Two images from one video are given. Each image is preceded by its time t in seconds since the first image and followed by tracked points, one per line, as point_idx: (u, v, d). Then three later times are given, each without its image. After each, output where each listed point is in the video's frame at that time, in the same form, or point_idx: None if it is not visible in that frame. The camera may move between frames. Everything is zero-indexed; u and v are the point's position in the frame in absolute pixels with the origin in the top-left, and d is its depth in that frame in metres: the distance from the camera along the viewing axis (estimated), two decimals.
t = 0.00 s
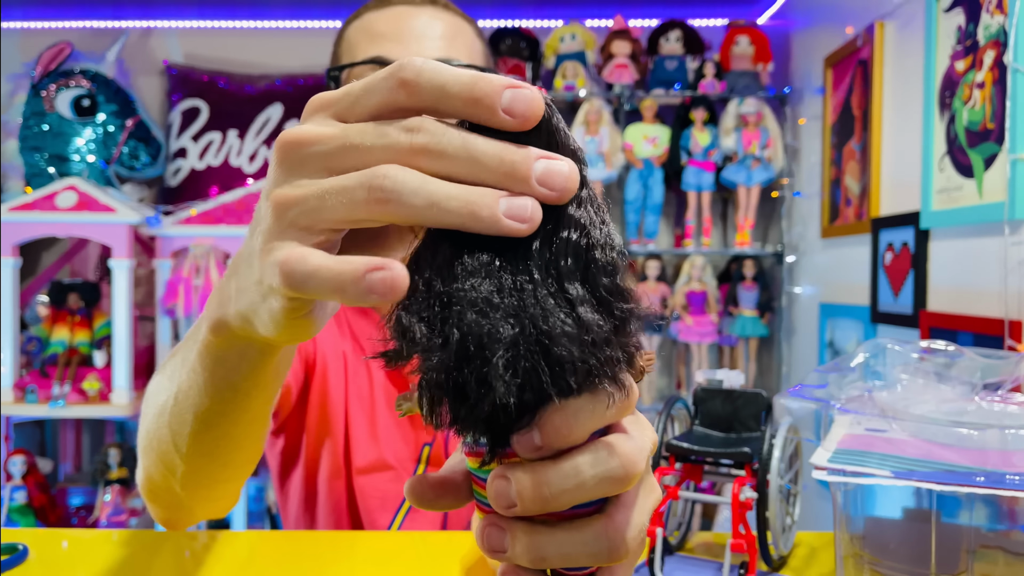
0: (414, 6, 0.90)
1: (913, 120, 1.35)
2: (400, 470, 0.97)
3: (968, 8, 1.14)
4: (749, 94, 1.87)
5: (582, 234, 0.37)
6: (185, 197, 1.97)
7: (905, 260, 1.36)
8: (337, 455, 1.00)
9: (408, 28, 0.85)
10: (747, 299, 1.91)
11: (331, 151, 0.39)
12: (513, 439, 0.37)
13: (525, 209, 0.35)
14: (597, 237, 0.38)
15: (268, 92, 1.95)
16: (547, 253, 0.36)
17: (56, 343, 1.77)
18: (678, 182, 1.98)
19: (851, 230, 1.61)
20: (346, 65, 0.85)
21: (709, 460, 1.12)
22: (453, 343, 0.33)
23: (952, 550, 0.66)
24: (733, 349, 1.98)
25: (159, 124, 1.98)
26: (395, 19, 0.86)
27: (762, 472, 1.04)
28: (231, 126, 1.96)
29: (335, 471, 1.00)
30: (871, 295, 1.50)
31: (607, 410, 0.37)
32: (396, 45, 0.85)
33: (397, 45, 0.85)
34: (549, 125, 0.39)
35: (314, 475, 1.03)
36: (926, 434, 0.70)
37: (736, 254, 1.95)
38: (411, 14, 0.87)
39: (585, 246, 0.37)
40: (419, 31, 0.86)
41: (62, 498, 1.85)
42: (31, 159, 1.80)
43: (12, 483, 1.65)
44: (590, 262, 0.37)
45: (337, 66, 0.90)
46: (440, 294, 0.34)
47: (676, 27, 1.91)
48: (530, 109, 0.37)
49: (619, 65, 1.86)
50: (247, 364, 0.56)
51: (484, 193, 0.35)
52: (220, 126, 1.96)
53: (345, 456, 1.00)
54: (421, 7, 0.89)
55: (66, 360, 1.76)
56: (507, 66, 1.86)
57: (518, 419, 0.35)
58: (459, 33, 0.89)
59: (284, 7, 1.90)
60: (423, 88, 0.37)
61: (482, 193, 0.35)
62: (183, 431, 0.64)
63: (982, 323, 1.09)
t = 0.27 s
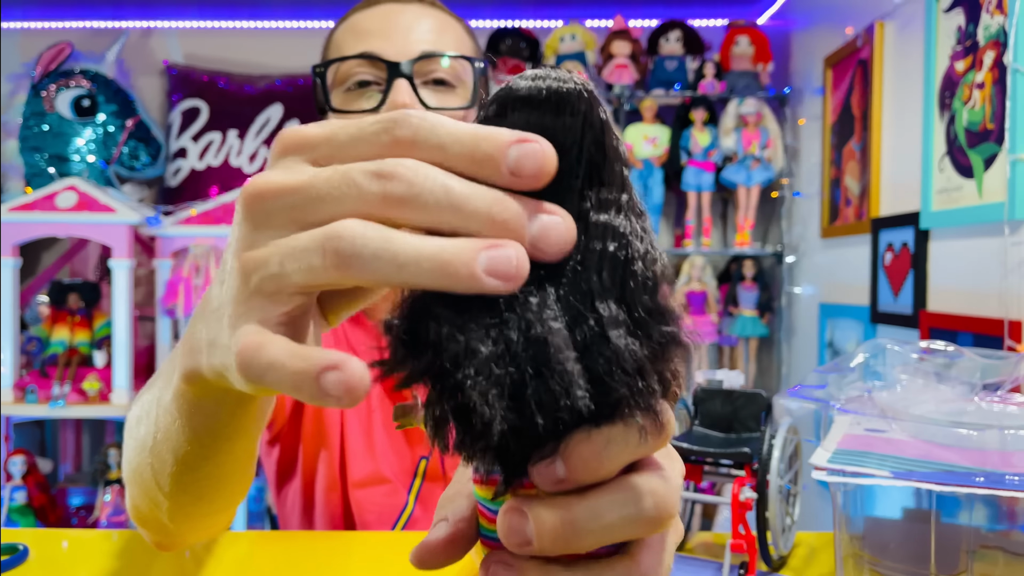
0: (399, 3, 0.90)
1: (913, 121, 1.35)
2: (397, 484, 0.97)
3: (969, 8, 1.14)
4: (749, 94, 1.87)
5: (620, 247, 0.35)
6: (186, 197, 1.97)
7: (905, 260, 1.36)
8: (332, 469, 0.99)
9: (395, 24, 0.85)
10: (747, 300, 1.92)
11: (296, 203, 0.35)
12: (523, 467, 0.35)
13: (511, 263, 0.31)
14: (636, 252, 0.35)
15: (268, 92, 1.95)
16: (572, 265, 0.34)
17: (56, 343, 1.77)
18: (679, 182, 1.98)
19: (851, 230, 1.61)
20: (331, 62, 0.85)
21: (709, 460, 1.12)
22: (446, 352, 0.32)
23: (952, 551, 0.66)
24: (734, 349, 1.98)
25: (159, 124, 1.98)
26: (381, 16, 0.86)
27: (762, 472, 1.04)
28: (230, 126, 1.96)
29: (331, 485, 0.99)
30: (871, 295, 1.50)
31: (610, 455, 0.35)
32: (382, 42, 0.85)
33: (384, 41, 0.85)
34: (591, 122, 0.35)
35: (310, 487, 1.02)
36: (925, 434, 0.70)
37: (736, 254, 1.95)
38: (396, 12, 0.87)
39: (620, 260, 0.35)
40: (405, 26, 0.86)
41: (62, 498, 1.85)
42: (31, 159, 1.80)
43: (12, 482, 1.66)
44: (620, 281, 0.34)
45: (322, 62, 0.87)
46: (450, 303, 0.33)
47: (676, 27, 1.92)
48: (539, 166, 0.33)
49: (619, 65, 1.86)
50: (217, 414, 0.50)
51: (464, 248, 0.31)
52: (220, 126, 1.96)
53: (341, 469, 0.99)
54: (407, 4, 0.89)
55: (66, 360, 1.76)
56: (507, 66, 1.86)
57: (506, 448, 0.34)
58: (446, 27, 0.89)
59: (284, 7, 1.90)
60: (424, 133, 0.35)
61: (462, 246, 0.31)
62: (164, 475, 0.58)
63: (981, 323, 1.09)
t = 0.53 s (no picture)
0: (393, 2, 0.90)
1: (912, 120, 1.35)
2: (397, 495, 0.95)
3: (969, 8, 1.14)
4: (750, 94, 1.87)
5: (665, 322, 0.37)
6: (186, 197, 1.97)
7: (904, 260, 1.36)
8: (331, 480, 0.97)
9: (389, 24, 0.84)
10: (747, 299, 1.92)
11: (326, 236, 0.36)
12: (542, 558, 0.36)
13: (533, 343, 0.31)
14: (680, 329, 0.38)
15: (268, 92, 1.95)
16: (618, 337, 0.37)
17: (56, 343, 1.77)
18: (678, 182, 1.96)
19: (850, 230, 1.61)
20: (324, 65, 0.84)
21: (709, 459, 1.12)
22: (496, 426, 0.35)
23: (952, 551, 0.66)
24: (733, 349, 1.98)
25: (159, 124, 1.98)
26: (375, 16, 0.85)
27: (762, 472, 1.04)
28: (231, 127, 1.97)
29: (330, 495, 0.97)
30: (871, 295, 1.50)
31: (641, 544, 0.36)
32: (376, 42, 0.84)
33: (377, 41, 0.84)
34: (635, 200, 0.38)
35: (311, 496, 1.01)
36: (925, 433, 0.70)
37: (736, 254, 1.94)
38: (390, 12, 0.87)
39: (665, 336, 0.37)
40: (400, 26, 0.85)
41: (61, 497, 1.85)
42: (31, 160, 1.80)
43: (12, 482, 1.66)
44: (663, 359, 0.37)
45: (314, 65, 0.87)
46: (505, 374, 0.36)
47: (676, 27, 1.92)
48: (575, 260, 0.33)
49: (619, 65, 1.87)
50: (261, 443, 0.51)
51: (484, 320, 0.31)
52: (220, 126, 1.96)
53: (339, 479, 0.97)
54: (400, 4, 0.88)
55: (66, 360, 1.77)
56: (507, 66, 1.86)
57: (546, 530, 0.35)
58: (441, 26, 0.88)
59: (284, 7, 1.90)
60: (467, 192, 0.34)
61: (484, 317, 0.31)
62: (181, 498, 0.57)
63: (981, 323, 1.09)
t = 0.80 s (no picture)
0: (396, 3, 0.88)
1: (912, 121, 1.35)
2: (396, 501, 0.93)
3: (969, 8, 1.14)
4: (749, 94, 1.87)
5: (682, 350, 0.30)
6: (185, 197, 1.97)
7: (905, 260, 1.36)
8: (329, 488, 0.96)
9: (392, 27, 0.82)
10: (747, 300, 1.92)
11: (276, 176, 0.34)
12: None
13: (393, 289, 0.25)
14: (699, 357, 0.31)
15: (268, 92, 1.95)
16: (629, 372, 0.29)
17: (55, 343, 1.77)
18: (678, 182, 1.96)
19: (851, 230, 1.61)
20: (325, 70, 0.83)
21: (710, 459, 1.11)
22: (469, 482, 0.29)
23: (951, 551, 0.66)
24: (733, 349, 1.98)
25: (158, 124, 1.98)
26: (377, 18, 0.84)
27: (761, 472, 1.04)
28: (231, 127, 1.97)
29: (329, 502, 0.96)
30: (871, 295, 1.50)
31: None
32: (379, 45, 0.83)
33: (380, 46, 0.82)
34: (646, 213, 0.31)
35: (310, 501, 1.02)
36: (925, 433, 0.70)
37: (737, 254, 1.95)
38: (394, 13, 0.85)
39: (684, 368, 0.30)
40: (403, 29, 0.83)
41: (62, 498, 1.85)
42: (31, 160, 1.80)
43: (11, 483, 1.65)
44: (681, 397, 0.29)
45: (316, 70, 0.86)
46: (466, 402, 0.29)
47: (676, 27, 1.92)
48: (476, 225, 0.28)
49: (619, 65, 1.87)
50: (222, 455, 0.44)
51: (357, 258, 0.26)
52: (220, 126, 1.96)
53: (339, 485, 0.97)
54: (403, 4, 0.87)
55: (66, 360, 1.76)
56: (507, 66, 1.86)
57: None
58: (445, 29, 0.87)
59: (284, 7, 1.90)
60: (394, 152, 0.30)
61: (362, 249, 0.26)
62: (137, 514, 0.51)
63: (981, 323, 1.09)
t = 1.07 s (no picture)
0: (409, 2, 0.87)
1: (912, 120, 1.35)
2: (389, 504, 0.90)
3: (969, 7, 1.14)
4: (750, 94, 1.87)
5: (671, 329, 0.43)
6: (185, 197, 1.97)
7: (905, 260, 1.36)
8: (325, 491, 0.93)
9: (405, 30, 0.80)
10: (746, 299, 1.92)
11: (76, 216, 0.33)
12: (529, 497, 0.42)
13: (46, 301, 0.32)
14: (684, 333, 0.43)
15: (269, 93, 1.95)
16: (631, 354, 0.42)
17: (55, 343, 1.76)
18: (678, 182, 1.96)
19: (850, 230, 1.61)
20: (337, 72, 0.79)
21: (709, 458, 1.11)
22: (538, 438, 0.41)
23: (951, 549, 0.67)
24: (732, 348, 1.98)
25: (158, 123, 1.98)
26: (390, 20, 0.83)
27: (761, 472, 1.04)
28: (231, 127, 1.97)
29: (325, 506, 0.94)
30: (870, 294, 1.51)
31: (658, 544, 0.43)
32: (391, 48, 0.80)
33: (393, 48, 0.80)
34: (648, 206, 0.44)
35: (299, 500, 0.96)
36: (925, 433, 0.70)
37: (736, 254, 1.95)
38: (407, 13, 0.84)
39: (673, 353, 0.43)
40: (417, 31, 0.81)
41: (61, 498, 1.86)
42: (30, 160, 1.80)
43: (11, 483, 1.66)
44: (670, 374, 0.43)
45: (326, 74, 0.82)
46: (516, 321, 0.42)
47: (676, 27, 1.92)
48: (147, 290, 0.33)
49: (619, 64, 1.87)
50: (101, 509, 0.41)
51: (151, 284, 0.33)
52: (220, 126, 1.96)
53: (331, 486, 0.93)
54: (420, 3, 0.86)
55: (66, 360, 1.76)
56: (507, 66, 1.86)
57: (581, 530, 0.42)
58: (458, 32, 0.86)
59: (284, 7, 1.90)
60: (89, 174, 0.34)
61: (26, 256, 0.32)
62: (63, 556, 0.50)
63: (981, 323, 1.09)
